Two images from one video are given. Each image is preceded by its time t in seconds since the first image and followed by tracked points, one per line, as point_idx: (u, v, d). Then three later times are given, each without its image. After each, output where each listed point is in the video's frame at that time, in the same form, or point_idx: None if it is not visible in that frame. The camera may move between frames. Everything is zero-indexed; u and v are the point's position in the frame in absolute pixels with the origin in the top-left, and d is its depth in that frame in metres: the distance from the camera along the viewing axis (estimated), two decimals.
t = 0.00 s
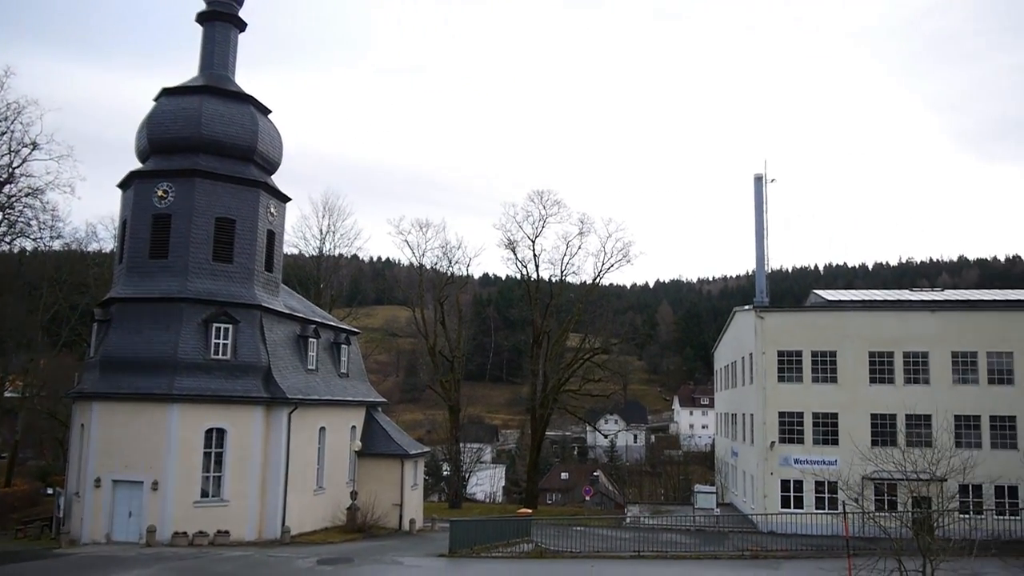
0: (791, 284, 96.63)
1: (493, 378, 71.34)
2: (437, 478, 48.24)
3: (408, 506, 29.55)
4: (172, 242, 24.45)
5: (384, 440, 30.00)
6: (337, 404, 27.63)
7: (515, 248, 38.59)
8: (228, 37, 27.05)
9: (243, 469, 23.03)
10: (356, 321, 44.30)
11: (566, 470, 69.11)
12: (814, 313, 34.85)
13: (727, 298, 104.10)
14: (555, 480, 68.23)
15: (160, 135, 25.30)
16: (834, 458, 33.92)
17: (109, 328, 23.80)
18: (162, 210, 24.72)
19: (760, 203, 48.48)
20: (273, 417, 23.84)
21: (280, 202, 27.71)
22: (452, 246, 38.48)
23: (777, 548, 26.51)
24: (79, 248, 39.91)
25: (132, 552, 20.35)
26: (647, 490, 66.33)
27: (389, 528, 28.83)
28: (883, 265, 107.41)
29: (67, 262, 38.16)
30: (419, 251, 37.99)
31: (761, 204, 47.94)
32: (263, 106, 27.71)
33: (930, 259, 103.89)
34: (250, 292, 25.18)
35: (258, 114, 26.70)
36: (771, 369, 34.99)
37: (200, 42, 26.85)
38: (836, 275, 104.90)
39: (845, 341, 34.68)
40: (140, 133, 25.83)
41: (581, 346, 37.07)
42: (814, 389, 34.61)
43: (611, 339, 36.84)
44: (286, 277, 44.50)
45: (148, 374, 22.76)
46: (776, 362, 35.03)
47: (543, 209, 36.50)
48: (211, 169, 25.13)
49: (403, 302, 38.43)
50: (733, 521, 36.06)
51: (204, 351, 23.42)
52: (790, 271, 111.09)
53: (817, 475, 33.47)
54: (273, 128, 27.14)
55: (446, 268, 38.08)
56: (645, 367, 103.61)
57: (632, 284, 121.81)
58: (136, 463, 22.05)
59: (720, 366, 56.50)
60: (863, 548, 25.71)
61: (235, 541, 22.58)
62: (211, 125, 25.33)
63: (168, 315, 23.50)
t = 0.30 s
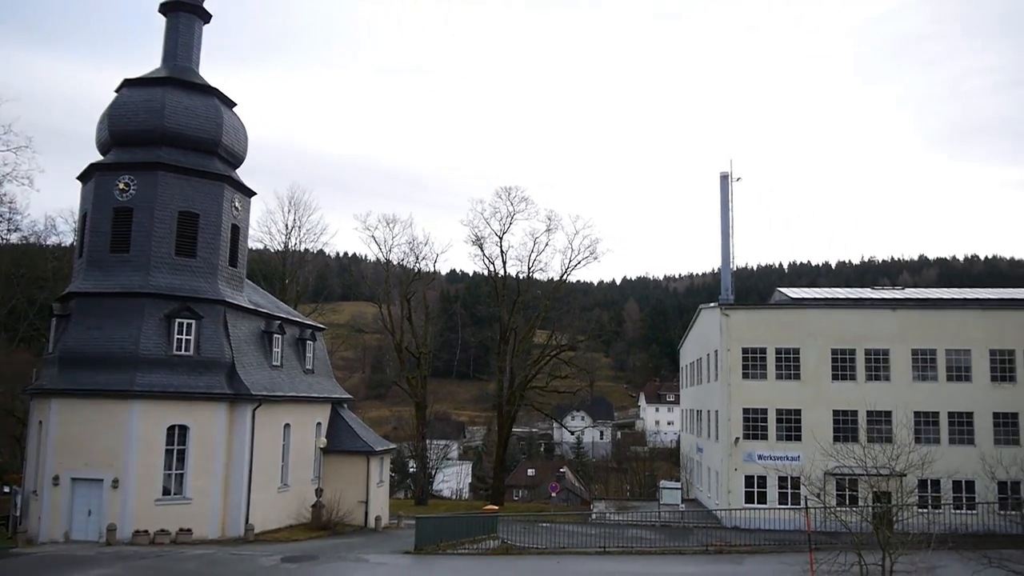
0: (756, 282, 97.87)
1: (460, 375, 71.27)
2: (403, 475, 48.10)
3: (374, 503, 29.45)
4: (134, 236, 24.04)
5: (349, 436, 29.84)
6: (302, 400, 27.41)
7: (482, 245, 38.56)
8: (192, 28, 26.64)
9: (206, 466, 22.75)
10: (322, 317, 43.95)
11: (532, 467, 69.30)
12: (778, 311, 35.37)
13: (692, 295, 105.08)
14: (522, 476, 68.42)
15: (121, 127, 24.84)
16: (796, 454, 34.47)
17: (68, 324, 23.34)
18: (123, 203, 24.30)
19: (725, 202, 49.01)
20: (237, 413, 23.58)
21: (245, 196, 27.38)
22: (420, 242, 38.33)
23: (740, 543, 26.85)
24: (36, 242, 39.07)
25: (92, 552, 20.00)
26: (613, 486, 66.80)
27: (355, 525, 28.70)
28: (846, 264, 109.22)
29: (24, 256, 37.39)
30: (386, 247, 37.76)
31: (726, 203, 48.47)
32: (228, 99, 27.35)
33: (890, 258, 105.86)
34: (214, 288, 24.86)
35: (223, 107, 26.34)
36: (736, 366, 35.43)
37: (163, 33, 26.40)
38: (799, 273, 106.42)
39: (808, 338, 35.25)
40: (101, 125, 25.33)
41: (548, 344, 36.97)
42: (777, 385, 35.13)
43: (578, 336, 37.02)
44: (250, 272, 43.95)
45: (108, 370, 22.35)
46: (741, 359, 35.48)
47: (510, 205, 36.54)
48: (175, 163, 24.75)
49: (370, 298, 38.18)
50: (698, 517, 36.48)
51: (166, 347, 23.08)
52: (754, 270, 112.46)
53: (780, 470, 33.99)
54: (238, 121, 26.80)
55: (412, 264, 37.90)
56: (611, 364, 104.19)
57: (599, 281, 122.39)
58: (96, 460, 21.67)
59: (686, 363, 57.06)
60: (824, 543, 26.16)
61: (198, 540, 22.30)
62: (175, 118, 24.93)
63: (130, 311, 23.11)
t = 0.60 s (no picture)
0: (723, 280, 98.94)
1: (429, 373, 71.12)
2: (371, 473, 47.93)
3: (342, 502, 29.31)
4: (96, 232, 23.64)
5: (317, 434, 29.65)
6: (269, 399, 27.17)
7: (452, 243, 38.51)
8: (157, 22, 26.26)
9: (171, 466, 22.47)
10: (290, 315, 43.57)
11: (501, 465, 69.35)
12: (744, 308, 35.82)
13: (661, 293, 105.93)
14: (491, 474, 68.52)
15: (84, 121, 24.40)
16: (762, 450, 34.95)
17: (29, 321, 22.89)
18: (86, 199, 23.88)
19: (692, 201, 49.47)
20: (202, 412, 23.31)
21: (211, 192, 27.04)
22: (389, 240, 38.16)
23: (706, 538, 27.18)
24: None
25: (53, 553, 19.66)
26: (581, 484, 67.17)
27: (322, 524, 28.52)
28: (811, 263, 110.79)
29: None
30: (354, 244, 37.51)
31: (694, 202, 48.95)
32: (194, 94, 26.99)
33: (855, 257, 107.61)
34: (180, 285, 24.54)
35: (188, 102, 26.00)
36: (703, 363, 35.81)
37: (128, 26, 25.98)
38: (766, 272, 107.72)
39: (774, 335, 35.74)
40: (63, 119, 24.86)
41: (517, 341, 37.13)
42: (744, 382, 35.58)
43: (547, 333, 37.15)
44: (216, 270, 43.40)
45: (70, 368, 21.95)
46: (708, 356, 35.88)
47: (479, 203, 36.55)
48: (139, 158, 24.37)
49: (338, 295, 37.92)
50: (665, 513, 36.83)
51: (130, 344, 22.74)
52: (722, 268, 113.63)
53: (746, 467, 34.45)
54: (204, 116, 26.46)
55: (381, 262, 37.70)
56: (580, 362, 104.65)
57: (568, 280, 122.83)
58: (57, 460, 21.28)
59: (654, 361, 57.50)
60: (789, 537, 26.58)
61: (163, 540, 22.02)
62: (139, 112, 24.56)
63: (92, 308, 22.73)
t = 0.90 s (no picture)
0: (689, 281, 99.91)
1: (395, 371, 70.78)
2: (336, 472, 47.65)
3: (306, 500, 29.08)
4: (56, 225, 23.19)
5: (281, 432, 29.36)
6: (232, 396, 26.83)
7: (419, 240, 38.39)
8: (121, 13, 25.80)
9: (132, 464, 22.12)
10: (254, 312, 43.06)
11: (467, 463, 69.33)
12: (709, 309, 36.22)
13: (627, 293, 106.63)
14: (457, 473, 68.49)
15: (44, 113, 23.88)
16: (726, 448, 35.40)
17: None
18: (46, 191, 23.41)
19: (660, 202, 49.88)
20: (164, 409, 22.97)
21: (175, 186, 26.63)
22: (356, 237, 37.93)
23: (670, 537, 27.44)
24: None
25: (8, 553, 19.22)
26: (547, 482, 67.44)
27: (286, 523, 28.29)
28: (776, 264, 112.28)
29: None
30: (321, 241, 37.19)
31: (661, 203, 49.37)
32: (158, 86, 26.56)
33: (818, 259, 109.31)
34: (142, 280, 24.15)
35: (152, 94, 25.57)
36: (668, 362, 36.15)
37: (91, 16, 25.50)
38: (731, 273, 108.92)
39: (739, 335, 36.20)
40: (23, 110, 24.31)
41: (484, 340, 37.18)
42: (709, 381, 36.00)
43: (514, 332, 37.21)
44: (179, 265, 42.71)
45: (28, 364, 21.47)
46: (674, 356, 36.24)
47: (447, 201, 36.53)
48: (101, 151, 23.94)
49: (304, 293, 37.57)
50: (630, 511, 37.13)
51: (91, 340, 22.33)
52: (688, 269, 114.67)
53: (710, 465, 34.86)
54: (168, 109, 26.05)
55: (348, 259, 37.43)
56: (547, 361, 104.91)
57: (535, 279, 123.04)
58: (14, 458, 20.82)
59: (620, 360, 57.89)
60: (752, 535, 26.94)
61: (122, 539, 21.68)
62: (102, 104, 24.12)
63: (52, 302, 22.27)
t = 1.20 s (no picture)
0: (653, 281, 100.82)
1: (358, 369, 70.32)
2: (298, 471, 47.26)
3: (266, 499, 28.78)
4: (10, 218, 22.70)
5: (241, 430, 29.00)
6: (191, 393, 26.43)
7: (383, 238, 38.21)
8: (80, 1, 25.26)
9: (87, 462, 21.69)
10: (215, 309, 42.47)
11: (430, 462, 69.23)
12: (672, 309, 36.65)
13: (592, 293, 107.29)
14: (419, 472, 68.38)
15: None
16: (687, 448, 35.83)
17: None
18: None
19: (624, 202, 50.26)
20: (121, 406, 22.56)
21: (134, 179, 26.16)
22: (319, 233, 37.62)
23: (631, 535, 27.68)
24: None
25: None
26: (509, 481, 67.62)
27: (245, 522, 27.96)
28: (738, 266, 113.84)
29: None
30: (283, 237, 36.81)
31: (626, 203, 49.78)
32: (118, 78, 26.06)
33: (779, 261, 111.06)
34: (99, 275, 23.70)
35: (112, 86, 25.09)
36: (631, 362, 36.48)
37: (49, 4, 24.93)
38: (694, 274, 110.13)
39: (700, 336, 36.68)
40: None
41: (447, 338, 37.17)
42: (671, 381, 36.42)
43: (478, 330, 37.23)
44: (137, 261, 41.94)
45: None
46: (636, 356, 36.59)
47: (412, 199, 36.48)
48: (58, 143, 23.45)
49: (266, 289, 37.15)
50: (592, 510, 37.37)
51: (45, 336, 21.86)
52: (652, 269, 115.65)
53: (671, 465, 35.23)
54: (128, 101, 25.59)
55: (311, 256, 37.11)
56: (511, 360, 105.07)
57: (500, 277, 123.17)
58: None
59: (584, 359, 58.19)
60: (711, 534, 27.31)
61: (77, 539, 21.27)
62: (59, 95, 23.62)
63: (5, 297, 21.75)
